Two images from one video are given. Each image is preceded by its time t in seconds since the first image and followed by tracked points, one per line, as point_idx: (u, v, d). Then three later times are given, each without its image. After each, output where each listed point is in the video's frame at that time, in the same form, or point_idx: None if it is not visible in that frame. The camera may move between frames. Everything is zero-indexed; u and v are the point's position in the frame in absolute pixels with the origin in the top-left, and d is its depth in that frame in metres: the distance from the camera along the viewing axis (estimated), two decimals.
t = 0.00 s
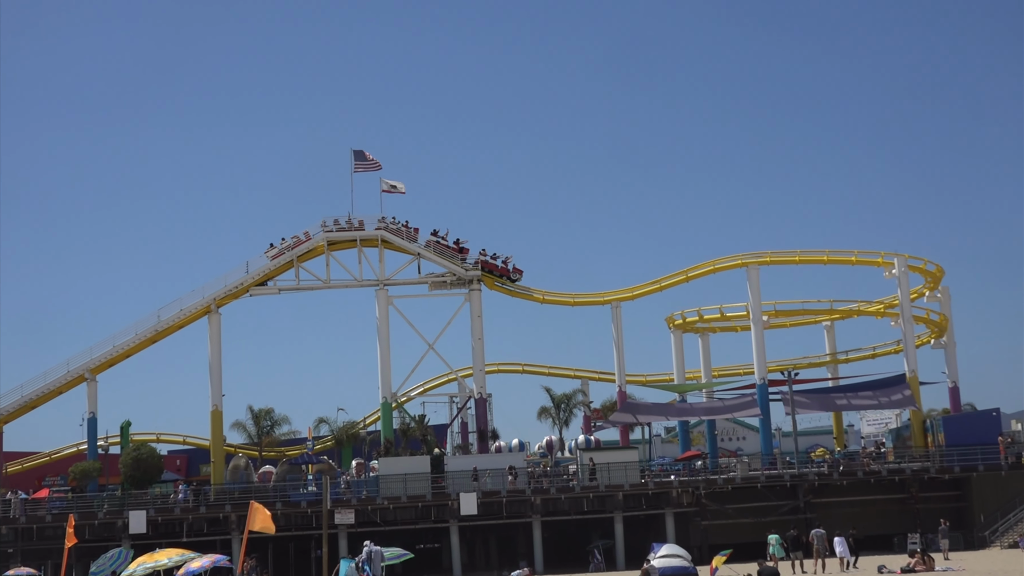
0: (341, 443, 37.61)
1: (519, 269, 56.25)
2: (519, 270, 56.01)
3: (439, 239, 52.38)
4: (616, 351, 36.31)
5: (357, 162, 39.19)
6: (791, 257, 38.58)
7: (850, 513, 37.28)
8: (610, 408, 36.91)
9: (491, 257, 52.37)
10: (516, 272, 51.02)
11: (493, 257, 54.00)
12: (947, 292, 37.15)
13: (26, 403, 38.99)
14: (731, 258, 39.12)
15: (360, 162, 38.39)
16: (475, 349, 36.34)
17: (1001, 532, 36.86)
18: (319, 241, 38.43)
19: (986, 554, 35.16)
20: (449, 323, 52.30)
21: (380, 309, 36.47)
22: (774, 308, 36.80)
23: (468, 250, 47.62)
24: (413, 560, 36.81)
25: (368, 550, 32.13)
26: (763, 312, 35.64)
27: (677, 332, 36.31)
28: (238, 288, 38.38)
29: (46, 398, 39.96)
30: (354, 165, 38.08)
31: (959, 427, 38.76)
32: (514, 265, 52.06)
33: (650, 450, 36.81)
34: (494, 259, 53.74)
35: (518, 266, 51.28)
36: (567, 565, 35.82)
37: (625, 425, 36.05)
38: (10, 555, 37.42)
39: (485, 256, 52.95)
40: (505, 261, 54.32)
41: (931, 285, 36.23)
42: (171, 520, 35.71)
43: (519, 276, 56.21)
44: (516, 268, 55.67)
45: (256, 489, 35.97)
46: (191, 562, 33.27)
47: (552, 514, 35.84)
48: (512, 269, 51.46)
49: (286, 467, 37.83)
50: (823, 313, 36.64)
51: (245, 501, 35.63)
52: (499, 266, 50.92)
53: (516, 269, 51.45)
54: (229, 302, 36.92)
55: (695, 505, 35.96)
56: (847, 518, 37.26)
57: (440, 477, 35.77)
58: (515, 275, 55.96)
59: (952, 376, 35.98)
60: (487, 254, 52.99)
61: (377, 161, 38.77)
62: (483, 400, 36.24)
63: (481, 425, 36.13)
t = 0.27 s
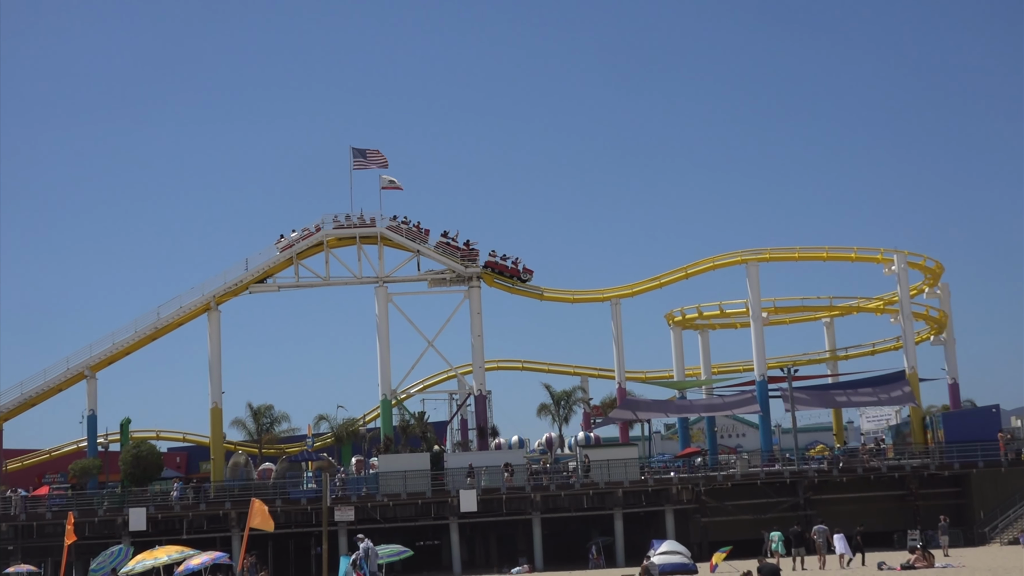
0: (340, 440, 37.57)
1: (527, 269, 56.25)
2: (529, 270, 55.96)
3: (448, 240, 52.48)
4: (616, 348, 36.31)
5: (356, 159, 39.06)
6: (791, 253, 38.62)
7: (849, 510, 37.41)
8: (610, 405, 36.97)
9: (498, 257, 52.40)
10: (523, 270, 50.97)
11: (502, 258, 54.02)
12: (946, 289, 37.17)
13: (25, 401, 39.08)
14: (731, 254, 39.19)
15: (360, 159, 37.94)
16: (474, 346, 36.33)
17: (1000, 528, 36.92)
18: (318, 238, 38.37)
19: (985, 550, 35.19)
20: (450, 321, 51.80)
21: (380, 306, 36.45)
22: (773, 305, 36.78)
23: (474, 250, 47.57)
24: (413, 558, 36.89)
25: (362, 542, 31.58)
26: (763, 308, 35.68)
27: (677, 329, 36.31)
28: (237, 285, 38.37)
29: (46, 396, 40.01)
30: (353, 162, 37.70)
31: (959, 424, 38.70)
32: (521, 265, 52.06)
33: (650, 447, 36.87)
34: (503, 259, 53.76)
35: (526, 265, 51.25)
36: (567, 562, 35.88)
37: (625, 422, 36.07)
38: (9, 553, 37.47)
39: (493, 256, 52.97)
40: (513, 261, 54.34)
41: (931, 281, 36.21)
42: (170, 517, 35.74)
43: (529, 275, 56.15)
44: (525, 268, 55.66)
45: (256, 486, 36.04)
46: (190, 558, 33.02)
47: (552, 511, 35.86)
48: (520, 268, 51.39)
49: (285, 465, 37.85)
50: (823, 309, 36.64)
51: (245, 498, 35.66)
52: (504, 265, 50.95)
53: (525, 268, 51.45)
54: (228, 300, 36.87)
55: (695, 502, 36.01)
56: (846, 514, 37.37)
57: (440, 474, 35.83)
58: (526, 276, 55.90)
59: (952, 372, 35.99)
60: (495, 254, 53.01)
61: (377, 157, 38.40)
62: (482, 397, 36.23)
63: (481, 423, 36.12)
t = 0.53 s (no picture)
0: (338, 438, 37.59)
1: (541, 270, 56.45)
2: (541, 270, 56.22)
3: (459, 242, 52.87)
4: (615, 345, 36.35)
5: (354, 157, 39.04)
6: (790, 250, 38.64)
7: (851, 507, 37.39)
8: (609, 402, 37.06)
9: (508, 258, 52.81)
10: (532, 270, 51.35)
11: (511, 259, 54.46)
12: (945, 286, 37.22)
13: (24, 399, 39.08)
14: (730, 252, 39.22)
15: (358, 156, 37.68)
16: (473, 343, 36.32)
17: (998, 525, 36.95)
18: (317, 236, 38.29)
19: (983, 548, 35.18)
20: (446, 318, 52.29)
21: (379, 304, 36.40)
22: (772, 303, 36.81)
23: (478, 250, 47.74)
24: (411, 555, 36.88)
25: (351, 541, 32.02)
26: (761, 306, 35.71)
27: (675, 327, 36.34)
28: (236, 283, 38.30)
29: (44, 394, 39.97)
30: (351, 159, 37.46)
31: (957, 422, 38.72)
32: (530, 264, 52.45)
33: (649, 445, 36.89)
34: (512, 261, 54.19)
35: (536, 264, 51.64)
36: (566, 560, 35.88)
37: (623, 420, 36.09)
38: (8, 551, 37.46)
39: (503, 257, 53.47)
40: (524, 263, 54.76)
41: (929, 279, 36.25)
42: (169, 515, 35.74)
43: (541, 275, 56.40)
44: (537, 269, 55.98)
45: (255, 484, 36.04)
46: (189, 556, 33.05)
47: (551, 508, 35.92)
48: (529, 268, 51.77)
49: (283, 463, 37.85)
50: (822, 307, 36.67)
51: (244, 496, 35.65)
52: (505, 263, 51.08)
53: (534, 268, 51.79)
54: (227, 298, 36.84)
55: (694, 500, 36.02)
56: (845, 512, 37.38)
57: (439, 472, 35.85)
58: (537, 276, 56.19)
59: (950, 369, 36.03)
60: (506, 256, 53.48)
61: (376, 155, 38.16)
62: (481, 395, 36.24)
63: (480, 421, 36.13)
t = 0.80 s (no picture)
0: (335, 437, 37.60)
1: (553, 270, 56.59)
2: (554, 270, 56.45)
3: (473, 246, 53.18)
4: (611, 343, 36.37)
5: (351, 155, 38.99)
6: (787, 248, 38.66)
7: (849, 504, 37.42)
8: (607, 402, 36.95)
9: (518, 260, 53.26)
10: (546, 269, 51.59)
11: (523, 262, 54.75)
12: (941, 284, 37.24)
13: (22, 397, 39.11)
14: (727, 250, 39.26)
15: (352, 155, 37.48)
16: (470, 341, 36.32)
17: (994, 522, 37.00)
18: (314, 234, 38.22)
19: (977, 546, 35.22)
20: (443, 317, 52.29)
21: (376, 302, 36.39)
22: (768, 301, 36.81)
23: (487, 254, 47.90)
24: (408, 553, 36.91)
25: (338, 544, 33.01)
26: (758, 304, 35.73)
27: (672, 325, 36.35)
28: (232, 281, 38.25)
29: (40, 393, 39.92)
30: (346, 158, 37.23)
31: (952, 419, 38.71)
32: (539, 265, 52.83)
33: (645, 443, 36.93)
34: (523, 264, 54.67)
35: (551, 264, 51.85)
36: (562, 557, 35.90)
37: (620, 418, 36.11)
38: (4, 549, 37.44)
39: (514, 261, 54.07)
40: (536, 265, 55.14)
41: (925, 277, 36.27)
42: (166, 513, 35.76)
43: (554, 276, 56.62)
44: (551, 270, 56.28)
45: (251, 482, 36.05)
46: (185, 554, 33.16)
47: (547, 506, 35.98)
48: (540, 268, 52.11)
49: (280, 461, 37.86)
50: (818, 305, 36.69)
51: (240, 494, 35.64)
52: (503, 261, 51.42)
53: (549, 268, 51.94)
54: (223, 297, 36.79)
55: (690, 497, 36.05)
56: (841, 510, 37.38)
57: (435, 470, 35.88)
58: (550, 276, 56.43)
59: (946, 367, 36.06)
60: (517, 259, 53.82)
61: (371, 153, 37.98)
62: (478, 393, 36.24)
63: (476, 419, 36.14)
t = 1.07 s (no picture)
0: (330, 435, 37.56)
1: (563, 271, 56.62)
2: (565, 270, 56.35)
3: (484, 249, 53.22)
4: (606, 342, 36.38)
5: (346, 154, 38.90)
6: (782, 247, 38.66)
7: (842, 504, 37.46)
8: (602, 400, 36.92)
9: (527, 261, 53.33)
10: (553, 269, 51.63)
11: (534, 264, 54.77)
12: (935, 283, 37.27)
13: (15, 395, 39.06)
14: (722, 249, 39.29)
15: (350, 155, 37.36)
16: (464, 340, 36.31)
17: (988, 522, 37.04)
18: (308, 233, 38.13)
19: (970, 546, 35.26)
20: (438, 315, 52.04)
21: (370, 301, 36.35)
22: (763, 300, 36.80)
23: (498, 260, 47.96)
24: (402, 552, 36.89)
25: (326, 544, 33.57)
26: (752, 303, 35.73)
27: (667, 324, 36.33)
28: (227, 279, 38.15)
29: (34, 391, 39.85)
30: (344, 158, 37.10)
31: (946, 419, 38.73)
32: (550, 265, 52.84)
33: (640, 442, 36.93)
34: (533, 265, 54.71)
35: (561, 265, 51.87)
36: (556, 556, 35.89)
37: (614, 417, 36.09)
38: None
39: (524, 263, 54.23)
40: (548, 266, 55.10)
41: (919, 276, 36.28)
42: (159, 511, 35.72)
43: (565, 276, 56.58)
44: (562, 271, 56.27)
45: (245, 480, 36.02)
46: (178, 552, 33.18)
47: (541, 505, 35.99)
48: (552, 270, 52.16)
49: (274, 460, 37.82)
50: (813, 304, 36.70)
51: (234, 492, 35.60)
52: (500, 262, 51.78)
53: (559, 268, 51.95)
54: (217, 295, 36.72)
55: (684, 496, 36.04)
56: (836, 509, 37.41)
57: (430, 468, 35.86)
58: (561, 277, 56.38)
59: (940, 366, 36.07)
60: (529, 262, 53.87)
61: (368, 153, 37.81)
62: (472, 392, 36.22)
63: (470, 418, 36.11)
